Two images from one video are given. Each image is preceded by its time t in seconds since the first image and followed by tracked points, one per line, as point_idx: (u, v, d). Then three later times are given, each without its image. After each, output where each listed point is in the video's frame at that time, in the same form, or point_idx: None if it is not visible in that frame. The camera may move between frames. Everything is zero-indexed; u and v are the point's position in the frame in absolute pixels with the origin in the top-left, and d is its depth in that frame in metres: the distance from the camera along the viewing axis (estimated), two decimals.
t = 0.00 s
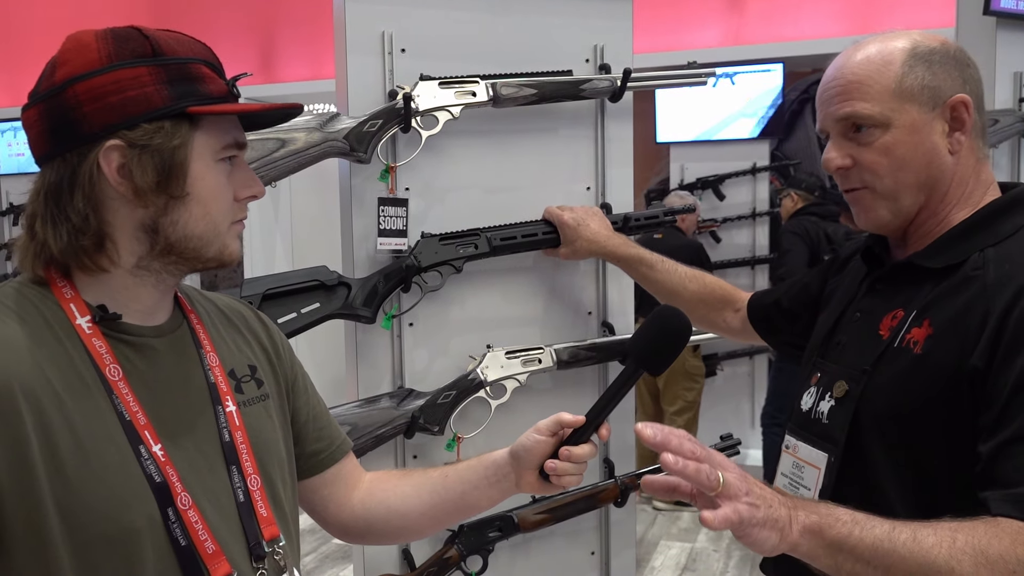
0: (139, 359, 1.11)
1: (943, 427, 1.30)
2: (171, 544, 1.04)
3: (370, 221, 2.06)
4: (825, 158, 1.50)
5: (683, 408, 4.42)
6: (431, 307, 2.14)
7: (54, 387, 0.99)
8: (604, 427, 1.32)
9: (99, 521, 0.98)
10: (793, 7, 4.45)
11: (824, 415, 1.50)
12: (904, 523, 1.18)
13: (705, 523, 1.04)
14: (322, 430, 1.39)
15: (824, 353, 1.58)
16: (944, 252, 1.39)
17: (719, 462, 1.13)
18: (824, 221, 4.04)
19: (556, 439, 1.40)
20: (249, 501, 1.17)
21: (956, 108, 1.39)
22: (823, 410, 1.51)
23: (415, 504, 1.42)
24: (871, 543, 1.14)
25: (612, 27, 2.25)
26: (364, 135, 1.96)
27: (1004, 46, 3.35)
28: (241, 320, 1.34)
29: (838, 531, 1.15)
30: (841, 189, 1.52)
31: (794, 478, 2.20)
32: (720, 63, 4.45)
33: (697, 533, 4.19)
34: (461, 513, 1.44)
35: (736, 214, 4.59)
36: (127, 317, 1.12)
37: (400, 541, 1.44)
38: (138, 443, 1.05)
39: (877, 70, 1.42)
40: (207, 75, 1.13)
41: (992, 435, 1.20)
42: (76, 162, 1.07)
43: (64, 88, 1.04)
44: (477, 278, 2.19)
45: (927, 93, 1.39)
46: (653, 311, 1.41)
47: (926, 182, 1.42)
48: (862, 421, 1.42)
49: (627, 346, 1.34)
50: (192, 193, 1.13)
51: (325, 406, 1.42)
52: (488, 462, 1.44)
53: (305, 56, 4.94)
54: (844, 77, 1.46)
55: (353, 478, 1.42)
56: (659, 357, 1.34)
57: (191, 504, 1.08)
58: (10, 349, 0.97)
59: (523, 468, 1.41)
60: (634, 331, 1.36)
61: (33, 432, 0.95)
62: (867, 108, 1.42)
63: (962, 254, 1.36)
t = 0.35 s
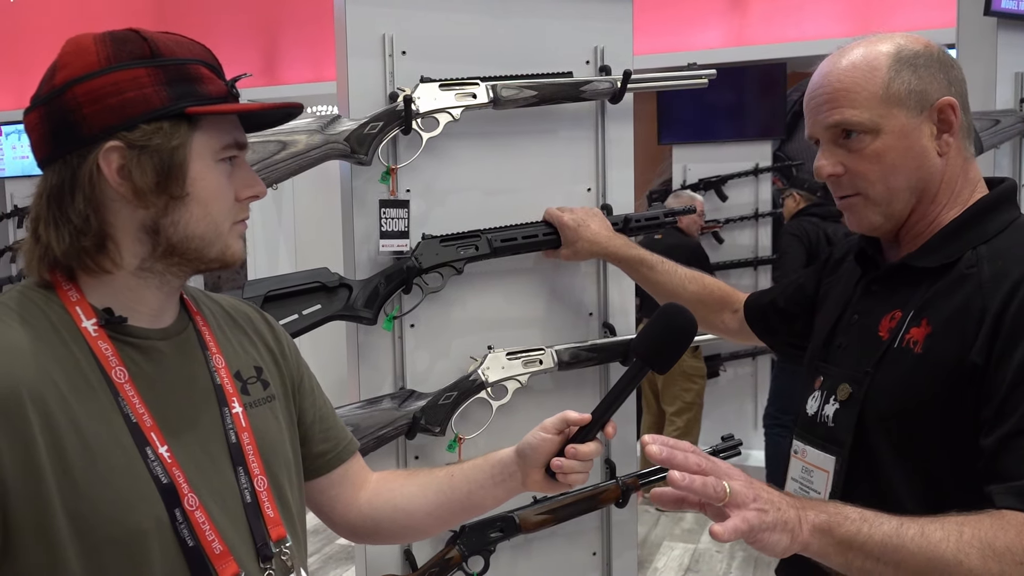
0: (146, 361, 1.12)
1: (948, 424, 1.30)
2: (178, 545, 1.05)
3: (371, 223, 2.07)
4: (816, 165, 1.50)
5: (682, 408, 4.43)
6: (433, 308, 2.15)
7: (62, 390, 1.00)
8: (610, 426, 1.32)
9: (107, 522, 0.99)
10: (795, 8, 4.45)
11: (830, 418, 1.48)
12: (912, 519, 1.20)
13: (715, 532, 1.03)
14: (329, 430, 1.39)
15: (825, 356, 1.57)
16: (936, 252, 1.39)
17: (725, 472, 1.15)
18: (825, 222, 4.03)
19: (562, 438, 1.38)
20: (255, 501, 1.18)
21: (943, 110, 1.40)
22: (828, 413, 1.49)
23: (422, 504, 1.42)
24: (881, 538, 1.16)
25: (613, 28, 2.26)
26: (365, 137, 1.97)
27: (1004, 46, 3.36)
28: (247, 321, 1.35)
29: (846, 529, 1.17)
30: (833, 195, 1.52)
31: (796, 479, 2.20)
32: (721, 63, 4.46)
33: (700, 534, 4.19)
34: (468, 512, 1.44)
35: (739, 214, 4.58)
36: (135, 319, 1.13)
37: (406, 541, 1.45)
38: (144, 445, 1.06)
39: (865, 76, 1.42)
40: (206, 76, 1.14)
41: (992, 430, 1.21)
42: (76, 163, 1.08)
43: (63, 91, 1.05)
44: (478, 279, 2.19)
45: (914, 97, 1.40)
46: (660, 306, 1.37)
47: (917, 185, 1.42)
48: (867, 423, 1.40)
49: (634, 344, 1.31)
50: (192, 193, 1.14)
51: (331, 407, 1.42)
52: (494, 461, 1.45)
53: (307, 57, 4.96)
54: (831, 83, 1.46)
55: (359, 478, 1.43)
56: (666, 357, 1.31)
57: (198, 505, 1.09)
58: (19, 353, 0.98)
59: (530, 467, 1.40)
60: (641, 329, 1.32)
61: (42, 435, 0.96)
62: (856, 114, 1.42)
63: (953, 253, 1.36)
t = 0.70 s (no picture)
0: (159, 361, 1.13)
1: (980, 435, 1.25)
2: (194, 542, 1.06)
3: (379, 222, 2.08)
4: (852, 158, 1.47)
5: (684, 408, 4.41)
6: (440, 307, 2.16)
7: (78, 390, 1.01)
8: (620, 427, 1.31)
9: (124, 521, 1.00)
10: (803, 8, 4.44)
11: (854, 421, 1.45)
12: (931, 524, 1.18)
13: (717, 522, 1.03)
14: (339, 429, 1.41)
15: (851, 358, 1.53)
16: (974, 254, 1.35)
17: (741, 462, 1.18)
18: (832, 223, 4.05)
19: (572, 439, 1.40)
20: (268, 500, 1.19)
21: (986, 106, 1.35)
22: (853, 416, 1.46)
23: (432, 503, 1.43)
24: (900, 541, 1.15)
25: (621, 29, 2.26)
26: (373, 137, 1.98)
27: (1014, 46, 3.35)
28: (258, 322, 1.36)
29: (863, 531, 1.17)
30: (867, 189, 1.48)
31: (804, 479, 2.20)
32: (729, 63, 4.45)
33: (706, 534, 4.19)
34: (478, 511, 1.45)
35: (746, 214, 4.60)
36: (148, 318, 1.14)
37: (416, 540, 1.45)
38: (158, 443, 1.07)
39: (905, 69, 1.38)
40: (216, 74, 1.15)
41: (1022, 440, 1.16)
42: (89, 164, 1.09)
43: (75, 91, 1.06)
44: (487, 278, 2.19)
45: (956, 91, 1.36)
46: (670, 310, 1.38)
47: (956, 182, 1.37)
48: (894, 429, 1.37)
49: (644, 344, 1.31)
50: (204, 191, 1.15)
51: (341, 406, 1.43)
52: (504, 460, 1.45)
53: (315, 58, 4.97)
54: (869, 76, 1.42)
55: (369, 477, 1.44)
56: (678, 358, 1.31)
57: (212, 503, 1.10)
58: (36, 353, 0.99)
59: (540, 467, 1.41)
60: (652, 330, 1.32)
61: (59, 434, 0.97)
62: (894, 106, 1.38)
63: (992, 255, 1.32)
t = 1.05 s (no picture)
0: (164, 356, 1.14)
1: None
2: (193, 535, 1.07)
3: (381, 220, 2.09)
4: (880, 154, 1.31)
5: (685, 409, 4.41)
6: (440, 305, 2.16)
7: (83, 384, 1.02)
8: (619, 431, 1.30)
9: (126, 514, 1.01)
10: (808, 9, 4.44)
11: (879, 452, 1.28)
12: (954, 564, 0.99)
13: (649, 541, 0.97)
14: (340, 427, 1.41)
15: (876, 379, 1.35)
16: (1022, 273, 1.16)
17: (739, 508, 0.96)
18: (836, 226, 4.02)
19: (570, 442, 1.39)
20: (268, 495, 1.19)
21: None
22: (878, 446, 1.29)
23: (431, 503, 1.43)
24: None
25: (624, 29, 2.26)
26: (376, 135, 1.99)
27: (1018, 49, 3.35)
28: (264, 319, 1.37)
29: (874, 566, 0.97)
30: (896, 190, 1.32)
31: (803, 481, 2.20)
32: (732, 64, 4.45)
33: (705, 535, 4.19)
34: (477, 512, 1.44)
35: (748, 215, 4.60)
36: (153, 313, 1.14)
37: (416, 539, 1.45)
38: (160, 437, 1.07)
39: (951, 61, 1.22)
40: (224, 72, 1.16)
41: None
42: (97, 159, 1.10)
43: (84, 86, 1.07)
44: (487, 277, 2.20)
45: (1005, 90, 1.18)
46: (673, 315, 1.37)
47: (996, 193, 1.21)
48: (922, 464, 1.19)
49: (645, 348, 1.32)
50: (209, 188, 1.16)
51: (344, 403, 1.44)
52: (503, 462, 1.45)
53: (320, 55, 4.95)
54: (910, 64, 1.26)
55: (370, 475, 1.44)
56: (678, 362, 1.30)
57: (212, 497, 1.10)
58: (42, 346, 0.99)
59: (538, 469, 1.41)
60: (654, 334, 1.32)
61: (65, 426, 0.98)
62: (932, 101, 1.22)
63: None
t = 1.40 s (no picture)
0: (157, 358, 1.13)
1: None
2: (184, 536, 1.07)
3: (378, 223, 2.09)
4: (870, 159, 1.29)
5: (683, 413, 4.43)
6: (437, 307, 2.16)
7: (73, 386, 1.02)
8: (611, 439, 1.29)
9: (118, 514, 1.01)
10: (805, 13, 4.45)
11: (879, 473, 1.27)
12: None
13: None
14: (336, 430, 1.41)
15: (877, 395, 1.34)
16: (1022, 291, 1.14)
17: None
18: (833, 230, 4.03)
19: (563, 450, 1.37)
20: (262, 497, 1.19)
21: None
22: (878, 467, 1.28)
23: (426, 507, 1.43)
24: None
25: (621, 32, 2.26)
26: (374, 138, 1.99)
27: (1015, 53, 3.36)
28: (263, 324, 1.36)
29: None
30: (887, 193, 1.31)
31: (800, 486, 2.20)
32: (730, 68, 4.46)
33: (702, 538, 4.19)
34: (470, 518, 1.44)
35: (745, 219, 4.61)
36: (147, 315, 1.14)
37: (411, 544, 1.45)
38: (152, 439, 1.07)
39: (940, 61, 1.19)
40: (220, 80, 1.15)
41: None
42: (90, 163, 1.11)
43: (79, 91, 1.08)
44: (484, 280, 2.21)
45: (998, 90, 1.16)
46: (668, 324, 1.38)
47: (990, 197, 1.19)
48: (922, 487, 1.19)
49: (639, 357, 1.30)
50: (200, 195, 1.15)
51: (341, 407, 1.44)
52: (496, 468, 1.44)
53: (319, 57, 4.95)
54: (898, 65, 1.24)
55: (365, 479, 1.45)
56: (670, 372, 1.30)
57: (203, 498, 1.10)
58: (33, 348, 0.99)
59: (531, 476, 1.39)
60: (649, 342, 1.31)
61: (55, 427, 0.98)
62: (921, 102, 1.20)
63: None
